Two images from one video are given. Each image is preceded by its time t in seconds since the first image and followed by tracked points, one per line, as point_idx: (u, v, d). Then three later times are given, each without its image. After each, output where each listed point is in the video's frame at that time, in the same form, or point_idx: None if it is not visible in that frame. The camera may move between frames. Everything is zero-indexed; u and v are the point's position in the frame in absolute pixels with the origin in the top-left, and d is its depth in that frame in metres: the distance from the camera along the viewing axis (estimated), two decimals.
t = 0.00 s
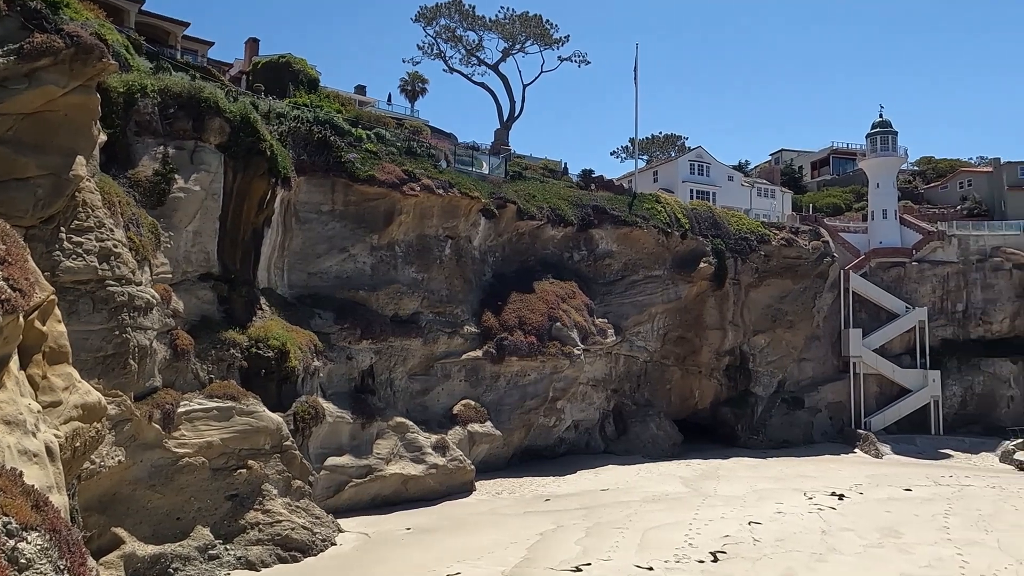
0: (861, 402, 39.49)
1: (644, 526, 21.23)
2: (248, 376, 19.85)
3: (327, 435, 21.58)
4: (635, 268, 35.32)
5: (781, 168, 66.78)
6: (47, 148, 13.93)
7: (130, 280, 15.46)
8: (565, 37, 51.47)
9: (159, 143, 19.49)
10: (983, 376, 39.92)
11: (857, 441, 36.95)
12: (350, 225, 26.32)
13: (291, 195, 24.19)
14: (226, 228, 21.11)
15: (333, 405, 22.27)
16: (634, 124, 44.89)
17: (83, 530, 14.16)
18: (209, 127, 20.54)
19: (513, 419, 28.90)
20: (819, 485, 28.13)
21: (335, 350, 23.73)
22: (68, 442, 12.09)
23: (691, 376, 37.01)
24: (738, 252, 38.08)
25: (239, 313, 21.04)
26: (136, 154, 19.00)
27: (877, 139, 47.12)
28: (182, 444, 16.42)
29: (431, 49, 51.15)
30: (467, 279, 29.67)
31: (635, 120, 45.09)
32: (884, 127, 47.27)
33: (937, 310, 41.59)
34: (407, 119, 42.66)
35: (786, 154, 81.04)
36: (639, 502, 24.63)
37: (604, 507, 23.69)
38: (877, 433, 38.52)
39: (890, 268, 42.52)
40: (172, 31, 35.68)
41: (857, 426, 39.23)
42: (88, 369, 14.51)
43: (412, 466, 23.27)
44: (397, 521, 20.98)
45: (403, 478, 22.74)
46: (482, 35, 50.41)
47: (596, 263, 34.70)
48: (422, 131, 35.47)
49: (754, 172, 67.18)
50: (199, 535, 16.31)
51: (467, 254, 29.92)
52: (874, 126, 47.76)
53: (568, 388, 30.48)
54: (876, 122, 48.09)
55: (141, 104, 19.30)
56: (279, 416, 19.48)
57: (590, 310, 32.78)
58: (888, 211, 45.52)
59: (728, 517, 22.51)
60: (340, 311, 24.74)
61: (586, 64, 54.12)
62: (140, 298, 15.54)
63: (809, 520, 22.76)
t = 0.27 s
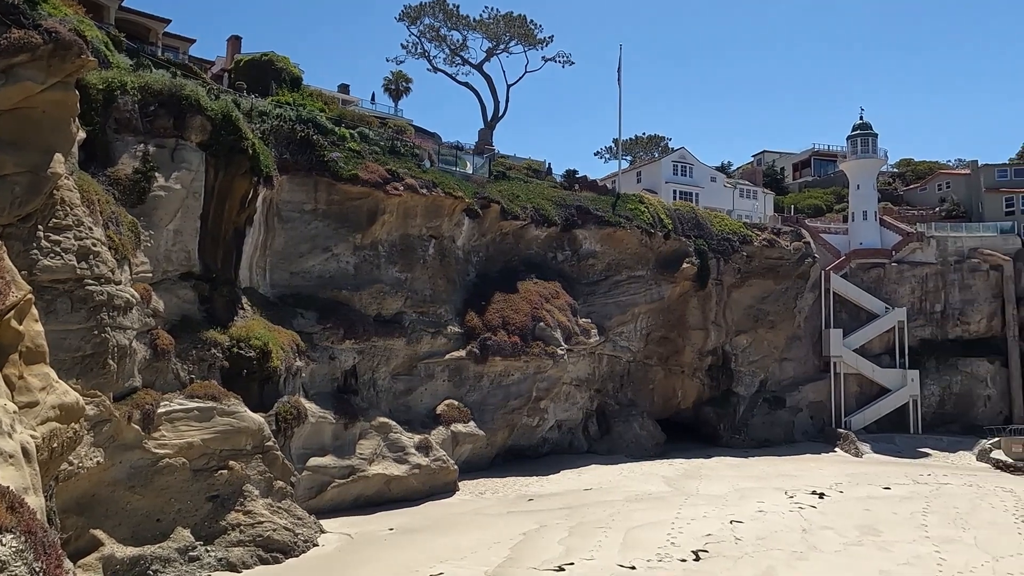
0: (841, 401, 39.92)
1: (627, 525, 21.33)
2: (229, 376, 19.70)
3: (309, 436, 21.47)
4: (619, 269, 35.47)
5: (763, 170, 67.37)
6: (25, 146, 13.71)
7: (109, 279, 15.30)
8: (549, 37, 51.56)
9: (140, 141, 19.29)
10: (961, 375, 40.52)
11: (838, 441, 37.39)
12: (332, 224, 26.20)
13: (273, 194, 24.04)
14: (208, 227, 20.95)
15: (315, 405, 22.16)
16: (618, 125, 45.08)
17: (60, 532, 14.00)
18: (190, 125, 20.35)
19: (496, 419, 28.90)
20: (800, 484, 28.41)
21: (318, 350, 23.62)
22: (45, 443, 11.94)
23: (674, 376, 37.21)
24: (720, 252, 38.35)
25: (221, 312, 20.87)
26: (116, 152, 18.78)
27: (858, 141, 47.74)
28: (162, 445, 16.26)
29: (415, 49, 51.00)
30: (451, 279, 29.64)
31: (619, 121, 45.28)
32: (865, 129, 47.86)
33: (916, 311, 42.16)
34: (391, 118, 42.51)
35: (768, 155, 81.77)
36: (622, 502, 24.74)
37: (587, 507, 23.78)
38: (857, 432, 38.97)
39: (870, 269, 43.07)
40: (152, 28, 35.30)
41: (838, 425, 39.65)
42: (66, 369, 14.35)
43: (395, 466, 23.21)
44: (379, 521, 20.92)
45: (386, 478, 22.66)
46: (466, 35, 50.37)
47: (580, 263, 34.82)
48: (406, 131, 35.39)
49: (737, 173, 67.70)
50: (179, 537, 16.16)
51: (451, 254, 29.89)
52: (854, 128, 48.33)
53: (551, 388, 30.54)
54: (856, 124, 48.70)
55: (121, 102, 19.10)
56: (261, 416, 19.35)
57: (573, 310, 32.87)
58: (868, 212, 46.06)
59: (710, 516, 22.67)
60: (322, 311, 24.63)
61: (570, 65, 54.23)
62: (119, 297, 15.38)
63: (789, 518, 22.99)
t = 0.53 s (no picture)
0: (800, 401, 40.79)
1: (589, 524, 21.53)
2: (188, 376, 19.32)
3: (270, 437, 21.20)
4: (583, 269, 35.75)
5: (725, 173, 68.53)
6: None
7: (63, 276, 14.89)
8: (515, 38, 51.66)
9: (96, 135, 18.82)
10: (914, 375, 41.83)
11: (796, 439, 38.26)
12: (295, 222, 25.90)
13: (234, 191, 23.65)
14: (166, 224, 20.53)
15: (276, 405, 21.89)
16: (584, 127, 45.41)
17: (10, 536, 13.59)
18: (149, 120, 19.89)
19: (460, 419, 28.86)
20: (760, 482, 29.01)
21: (280, 350, 23.34)
22: None
23: (637, 376, 37.63)
24: (683, 254, 38.87)
25: (180, 311, 20.47)
26: (70, 146, 18.30)
27: (817, 145, 48.89)
28: (118, 447, 15.90)
29: (380, 46, 50.61)
30: (415, 279, 29.52)
31: (585, 123, 45.60)
32: (824, 134, 49.04)
33: (871, 312, 43.32)
34: (356, 116, 42.17)
35: (730, 158, 83.21)
36: (585, 501, 24.96)
37: (550, 506, 23.93)
38: (815, 431, 39.89)
39: (828, 270, 44.14)
40: (110, 20, 34.42)
41: (796, 424, 40.52)
42: (17, 370, 13.93)
43: (358, 467, 23.02)
44: (341, 522, 20.74)
45: (348, 479, 22.47)
46: (432, 33, 50.18)
47: (545, 264, 34.98)
48: (371, 129, 35.13)
49: (700, 175, 68.76)
50: (135, 540, 15.80)
51: (415, 254, 29.76)
52: (814, 133, 49.48)
53: (515, 388, 30.64)
54: (815, 129, 49.88)
55: (76, 95, 18.60)
56: (221, 417, 19.04)
57: (538, 310, 33.01)
58: (826, 215, 47.13)
59: (672, 514, 23.01)
60: (284, 310, 24.34)
61: (536, 65, 54.35)
62: (73, 295, 14.98)
63: (749, 516, 23.46)
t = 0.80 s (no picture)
0: (763, 400, 41.55)
1: (556, 523, 21.66)
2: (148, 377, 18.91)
3: (233, 437, 20.91)
4: (551, 269, 35.92)
5: (691, 174, 69.42)
6: None
7: (18, 274, 14.55)
8: (485, 37, 51.63)
9: (53, 130, 18.40)
10: (873, 374, 42.95)
11: (759, 437, 39.00)
12: (260, 220, 25.57)
13: (197, 188, 23.26)
14: (127, 221, 20.11)
15: (240, 405, 21.60)
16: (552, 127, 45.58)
17: None
18: (109, 114, 19.44)
19: (427, 419, 28.79)
20: (724, 480, 29.50)
21: (243, 349, 23.05)
22: None
23: (604, 375, 37.97)
24: (650, 254, 39.26)
25: (141, 310, 20.07)
26: (26, 140, 17.87)
27: (781, 148, 49.82)
28: (75, 448, 15.54)
29: (348, 43, 50.13)
30: (382, 278, 29.35)
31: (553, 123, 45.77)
32: (787, 137, 49.98)
33: (832, 313, 44.31)
34: (322, 113, 41.74)
35: (696, 160, 84.31)
36: (552, 500, 25.10)
37: (517, 506, 24.03)
38: (777, 430, 40.66)
39: (791, 271, 45.02)
40: (69, 11, 33.55)
41: (760, 422, 41.31)
42: None
43: (323, 468, 22.81)
44: (306, 524, 20.55)
45: (313, 480, 22.24)
46: (401, 31, 49.88)
47: (513, 264, 35.06)
48: (338, 127, 34.81)
49: (666, 177, 69.54)
50: (93, 544, 15.44)
51: (383, 253, 29.57)
52: (778, 136, 50.42)
53: (482, 388, 30.66)
54: (779, 133, 50.81)
55: (33, 87, 18.14)
56: (182, 417, 18.71)
57: (505, 310, 33.06)
58: (789, 217, 48.04)
59: (637, 513, 23.28)
60: (249, 310, 24.02)
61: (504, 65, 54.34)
62: (28, 293, 14.61)
63: (713, 513, 23.85)
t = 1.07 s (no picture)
0: (746, 399, 41.89)
1: (540, 522, 21.72)
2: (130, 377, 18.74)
3: (216, 437, 20.77)
4: (536, 269, 35.99)
5: (676, 174, 69.78)
6: None
7: None
8: (470, 36, 51.62)
9: (32, 126, 18.20)
10: (856, 373, 43.46)
11: (742, 436, 39.32)
12: (243, 219, 25.41)
13: (180, 186, 23.07)
14: (108, 220, 19.90)
15: (223, 405, 21.46)
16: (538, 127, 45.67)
17: None
18: (89, 112, 19.24)
19: (412, 419, 28.75)
20: (707, 479, 29.72)
21: (226, 349, 22.90)
22: None
23: (589, 375, 38.11)
24: (634, 254, 39.41)
25: (122, 309, 19.88)
26: (5, 137, 17.66)
27: (765, 149, 50.27)
28: (55, 449, 15.41)
29: (332, 42, 49.90)
30: (367, 277, 29.26)
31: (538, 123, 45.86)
32: (771, 138, 50.43)
33: (815, 312, 44.75)
34: (307, 112, 41.53)
35: (681, 160, 84.79)
36: (536, 499, 25.16)
37: (502, 505, 24.06)
38: (760, 428, 41.03)
39: (774, 271, 45.43)
40: (49, 7, 33.14)
41: (743, 421, 41.65)
42: None
43: (307, 468, 22.70)
44: (289, 524, 20.46)
45: (297, 480, 22.13)
46: (386, 30, 49.74)
47: (497, 263, 35.07)
48: (322, 125, 34.66)
49: (651, 177, 69.87)
50: (73, 545, 15.30)
51: (367, 252, 29.47)
52: (762, 137, 50.85)
53: (467, 388, 30.66)
54: (763, 134, 51.26)
55: (12, 84, 17.93)
56: (164, 417, 18.55)
57: (490, 310, 33.06)
58: (772, 218, 48.46)
59: (621, 512, 23.39)
60: (232, 309, 23.87)
61: (490, 65, 54.31)
62: (8, 292, 14.90)
63: (696, 512, 24.02)
